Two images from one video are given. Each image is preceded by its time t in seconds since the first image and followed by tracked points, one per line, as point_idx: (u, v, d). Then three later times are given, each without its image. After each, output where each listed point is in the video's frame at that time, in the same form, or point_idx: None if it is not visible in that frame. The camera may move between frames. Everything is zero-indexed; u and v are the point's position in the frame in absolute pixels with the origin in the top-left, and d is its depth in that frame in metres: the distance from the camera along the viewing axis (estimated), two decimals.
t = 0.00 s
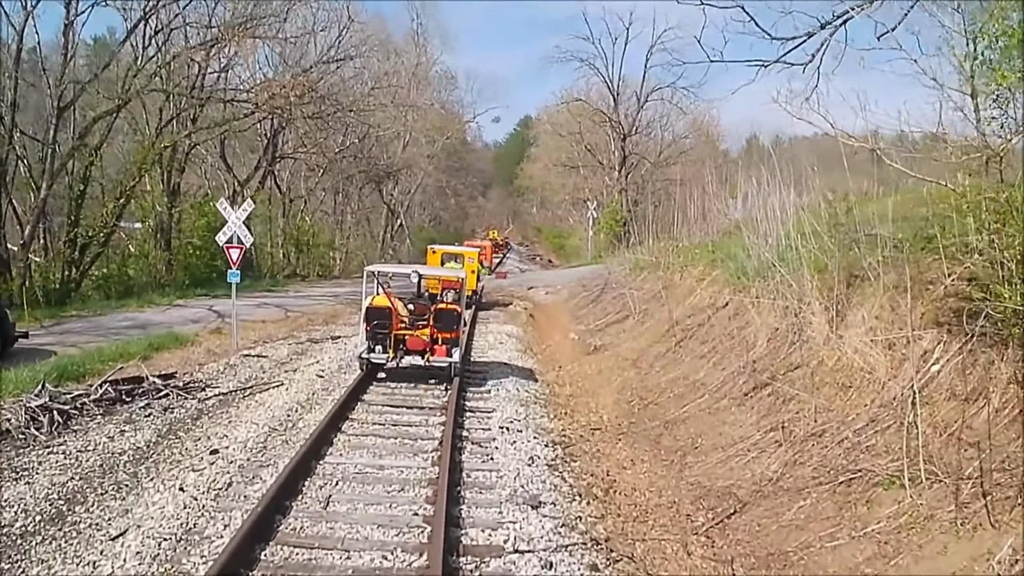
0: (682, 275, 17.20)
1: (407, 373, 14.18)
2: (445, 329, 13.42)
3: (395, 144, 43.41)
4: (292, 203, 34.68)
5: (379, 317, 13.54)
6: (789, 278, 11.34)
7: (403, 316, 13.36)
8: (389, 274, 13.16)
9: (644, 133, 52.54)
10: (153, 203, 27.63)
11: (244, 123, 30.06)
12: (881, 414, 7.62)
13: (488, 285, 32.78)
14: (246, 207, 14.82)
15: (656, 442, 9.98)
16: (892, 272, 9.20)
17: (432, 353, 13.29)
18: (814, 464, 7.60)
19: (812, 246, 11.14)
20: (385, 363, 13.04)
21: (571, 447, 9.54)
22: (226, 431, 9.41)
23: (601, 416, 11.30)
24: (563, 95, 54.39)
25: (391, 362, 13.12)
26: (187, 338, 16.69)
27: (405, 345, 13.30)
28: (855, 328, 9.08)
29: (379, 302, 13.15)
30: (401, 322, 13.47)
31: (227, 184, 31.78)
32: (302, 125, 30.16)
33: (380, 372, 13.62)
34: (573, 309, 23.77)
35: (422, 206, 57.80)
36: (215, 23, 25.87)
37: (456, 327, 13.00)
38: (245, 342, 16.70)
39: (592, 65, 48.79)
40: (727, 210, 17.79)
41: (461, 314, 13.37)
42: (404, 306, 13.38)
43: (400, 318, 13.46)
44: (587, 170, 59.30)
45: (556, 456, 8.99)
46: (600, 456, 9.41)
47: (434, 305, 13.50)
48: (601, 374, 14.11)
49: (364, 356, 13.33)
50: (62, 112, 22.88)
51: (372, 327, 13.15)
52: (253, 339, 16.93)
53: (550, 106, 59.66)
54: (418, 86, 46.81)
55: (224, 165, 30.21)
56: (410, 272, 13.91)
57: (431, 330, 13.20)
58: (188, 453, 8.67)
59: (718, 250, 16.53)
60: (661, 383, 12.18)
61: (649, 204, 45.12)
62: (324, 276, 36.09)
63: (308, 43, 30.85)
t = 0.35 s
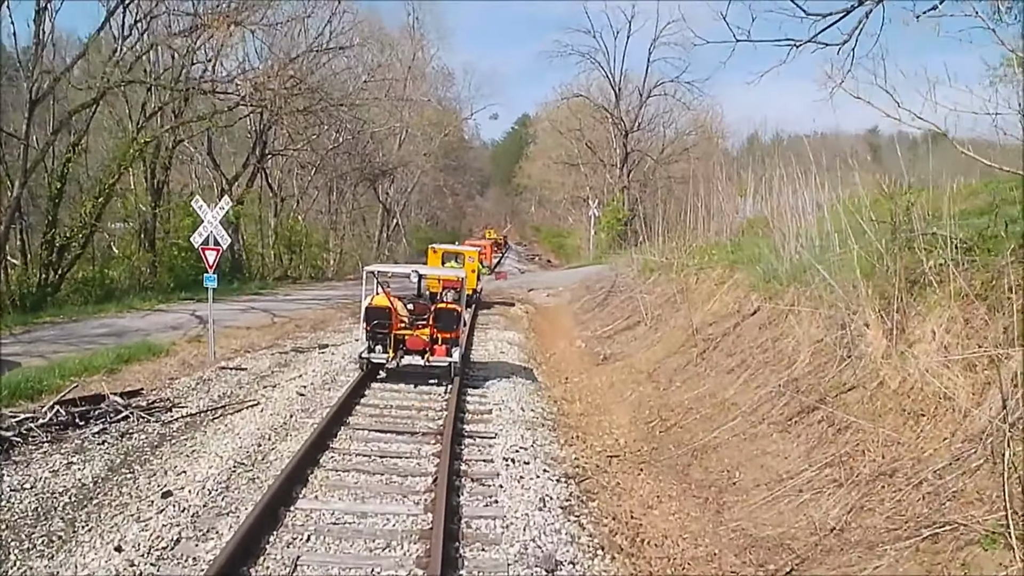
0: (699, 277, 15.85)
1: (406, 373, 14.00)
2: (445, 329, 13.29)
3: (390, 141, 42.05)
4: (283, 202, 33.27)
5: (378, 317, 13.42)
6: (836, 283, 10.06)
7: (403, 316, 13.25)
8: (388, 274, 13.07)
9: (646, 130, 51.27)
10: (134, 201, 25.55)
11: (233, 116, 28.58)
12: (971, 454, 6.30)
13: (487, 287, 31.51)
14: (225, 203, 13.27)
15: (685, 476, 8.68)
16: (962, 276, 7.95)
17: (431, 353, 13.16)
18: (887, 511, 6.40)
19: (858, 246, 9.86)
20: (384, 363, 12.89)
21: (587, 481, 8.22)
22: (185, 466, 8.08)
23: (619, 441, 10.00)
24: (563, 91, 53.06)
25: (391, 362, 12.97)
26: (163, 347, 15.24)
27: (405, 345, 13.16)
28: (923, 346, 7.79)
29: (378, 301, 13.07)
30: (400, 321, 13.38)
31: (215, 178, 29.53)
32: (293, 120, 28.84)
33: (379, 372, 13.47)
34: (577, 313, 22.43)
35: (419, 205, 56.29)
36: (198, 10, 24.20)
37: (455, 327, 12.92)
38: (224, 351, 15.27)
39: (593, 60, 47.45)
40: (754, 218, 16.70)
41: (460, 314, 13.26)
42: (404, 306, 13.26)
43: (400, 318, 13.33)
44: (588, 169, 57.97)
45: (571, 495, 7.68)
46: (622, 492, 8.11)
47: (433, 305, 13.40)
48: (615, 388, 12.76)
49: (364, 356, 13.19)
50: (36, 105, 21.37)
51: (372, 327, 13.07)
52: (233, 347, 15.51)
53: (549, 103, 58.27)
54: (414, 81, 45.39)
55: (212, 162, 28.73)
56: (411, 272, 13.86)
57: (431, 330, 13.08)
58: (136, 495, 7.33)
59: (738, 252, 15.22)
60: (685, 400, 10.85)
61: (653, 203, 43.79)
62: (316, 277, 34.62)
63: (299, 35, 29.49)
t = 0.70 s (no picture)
0: (722, 277, 14.56)
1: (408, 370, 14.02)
2: (447, 326, 13.34)
3: (387, 135, 40.76)
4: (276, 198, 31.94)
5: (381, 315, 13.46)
6: (895, 287, 8.80)
7: (405, 313, 13.31)
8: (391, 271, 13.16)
9: (651, 123, 50.04)
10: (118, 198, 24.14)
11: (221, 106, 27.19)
12: None
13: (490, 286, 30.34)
14: (199, 199, 12.13)
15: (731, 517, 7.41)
16: None
17: (434, 350, 13.20)
18: None
19: (921, 246, 8.57)
20: (388, 360, 12.93)
21: (615, 526, 6.95)
22: (134, 512, 6.72)
23: (647, 470, 8.73)
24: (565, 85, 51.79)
25: (395, 359, 12.99)
26: (132, 357, 13.71)
27: (408, 342, 13.23)
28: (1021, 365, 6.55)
29: (382, 299, 13.19)
30: (404, 319, 13.44)
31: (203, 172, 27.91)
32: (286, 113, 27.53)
33: (383, 369, 13.52)
34: (585, 314, 21.19)
35: (418, 202, 54.94)
36: None
37: (458, 323, 12.99)
38: (204, 359, 13.93)
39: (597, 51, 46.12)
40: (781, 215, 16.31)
41: (463, 310, 13.32)
42: (407, 304, 13.32)
43: (402, 315, 13.38)
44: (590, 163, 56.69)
45: (597, 545, 6.39)
46: (657, 536, 6.86)
47: (436, 302, 13.47)
48: (637, 401, 11.47)
49: (367, 353, 13.22)
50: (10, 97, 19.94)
51: (376, 324, 13.16)
52: (214, 355, 14.16)
53: (550, 96, 56.94)
54: (413, 74, 43.98)
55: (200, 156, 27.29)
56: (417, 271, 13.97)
57: (434, 327, 13.13)
58: (66, 552, 5.97)
59: (766, 250, 13.94)
60: (719, 420, 9.58)
61: (660, 199, 42.50)
62: (312, 276, 33.31)
63: (291, 24, 28.16)
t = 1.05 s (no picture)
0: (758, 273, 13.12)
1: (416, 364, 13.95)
2: (457, 321, 13.32)
3: (390, 126, 39.41)
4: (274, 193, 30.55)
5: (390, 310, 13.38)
6: (980, 287, 7.40)
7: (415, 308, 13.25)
8: (400, 268, 13.09)
9: (662, 112, 48.61)
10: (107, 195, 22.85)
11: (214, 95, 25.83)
12: None
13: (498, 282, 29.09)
14: (171, 193, 10.60)
15: (803, 575, 6.06)
16: None
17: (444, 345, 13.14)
18: None
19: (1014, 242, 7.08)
20: (399, 355, 12.88)
21: None
22: None
23: (691, 507, 7.39)
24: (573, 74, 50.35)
25: (405, 354, 12.95)
26: (103, 369, 12.33)
27: (418, 337, 13.14)
28: None
29: (392, 295, 13.07)
30: (413, 314, 13.35)
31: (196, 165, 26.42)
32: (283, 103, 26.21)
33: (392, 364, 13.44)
34: (600, 312, 19.88)
35: (423, 195, 53.53)
36: None
37: (469, 318, 13.00)
38: (183, 370, 12.54)
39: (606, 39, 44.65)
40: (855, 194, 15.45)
41: (473, 305, 13.30)
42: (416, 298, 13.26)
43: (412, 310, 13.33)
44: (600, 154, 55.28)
45: None
46: None
47: (445, 297, 13.45)
48: (670, 418, 10.05)
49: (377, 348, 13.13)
50: None
51: (386, 320, 13.00)
52: (195, 365, 12.78)
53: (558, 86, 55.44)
54: (416, 64, 42.57)
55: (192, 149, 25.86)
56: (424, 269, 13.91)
57: (444, 322, 13.10)
58: None
59: (807, 243, 12.51)
60: (771, 444, 8.24)
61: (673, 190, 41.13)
62: (313, 273, 31.97)
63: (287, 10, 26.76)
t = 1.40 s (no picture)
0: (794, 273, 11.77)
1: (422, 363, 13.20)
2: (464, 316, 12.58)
3: (389, 119, 38.09)
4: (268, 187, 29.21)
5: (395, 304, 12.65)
6: None
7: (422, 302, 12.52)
8: (407, 261, 12.33)
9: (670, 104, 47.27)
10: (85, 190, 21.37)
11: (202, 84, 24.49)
12: None
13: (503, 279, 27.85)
14: (133, 185, 9.51)
15: None
16: None
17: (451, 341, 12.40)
18: None
19: None
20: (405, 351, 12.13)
21: None
22: None
23: (745, 563, 6.10)
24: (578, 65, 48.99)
25: (412, 350, 12.20)
26: (63, 385, 10.96)
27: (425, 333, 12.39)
28: None
29: (398, 290, 12.30)
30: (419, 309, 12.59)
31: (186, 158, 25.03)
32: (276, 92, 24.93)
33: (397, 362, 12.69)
34: (612, 313, 18.59)
35: (425, 190, 52.15)
36: None
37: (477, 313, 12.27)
38: (151, 386, 11.20)
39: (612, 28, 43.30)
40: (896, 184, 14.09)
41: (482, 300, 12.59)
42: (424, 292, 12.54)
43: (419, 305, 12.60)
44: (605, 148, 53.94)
45: None
46: None
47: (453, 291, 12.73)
48: (705, 444, 8.71)
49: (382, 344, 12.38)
50: None
51: (392, 316, 12.25)
52: (165, 380, 11.45)
53: (562, 77, 54.07)
54: (416, 55, 41.19)
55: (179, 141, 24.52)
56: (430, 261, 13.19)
57: (452, 317, 12.37)
58: None
59: (851, 240, 11.17)
60: (833, 483, 6.93)
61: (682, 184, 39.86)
62: (309, 271, 30.69)
63: None
